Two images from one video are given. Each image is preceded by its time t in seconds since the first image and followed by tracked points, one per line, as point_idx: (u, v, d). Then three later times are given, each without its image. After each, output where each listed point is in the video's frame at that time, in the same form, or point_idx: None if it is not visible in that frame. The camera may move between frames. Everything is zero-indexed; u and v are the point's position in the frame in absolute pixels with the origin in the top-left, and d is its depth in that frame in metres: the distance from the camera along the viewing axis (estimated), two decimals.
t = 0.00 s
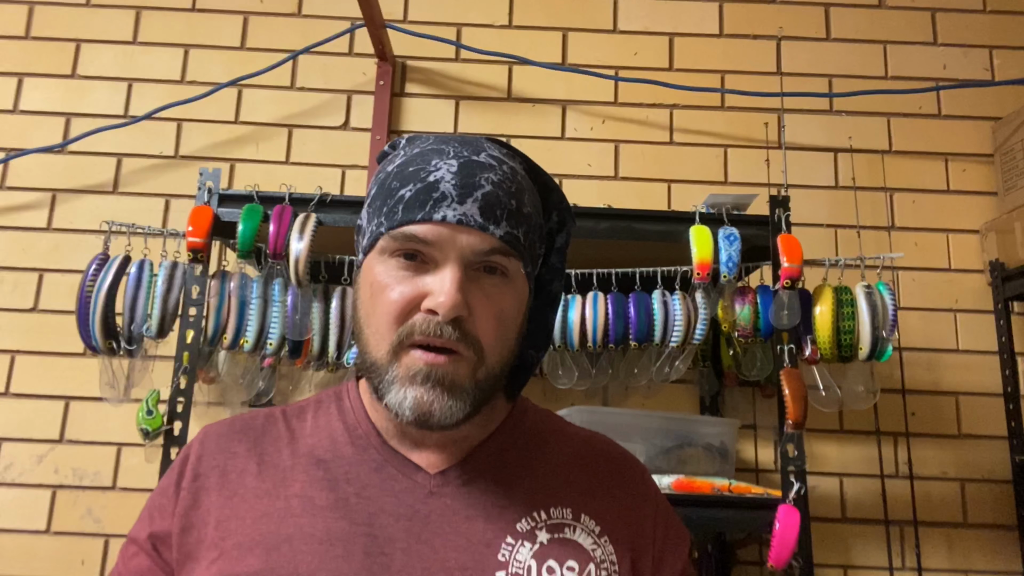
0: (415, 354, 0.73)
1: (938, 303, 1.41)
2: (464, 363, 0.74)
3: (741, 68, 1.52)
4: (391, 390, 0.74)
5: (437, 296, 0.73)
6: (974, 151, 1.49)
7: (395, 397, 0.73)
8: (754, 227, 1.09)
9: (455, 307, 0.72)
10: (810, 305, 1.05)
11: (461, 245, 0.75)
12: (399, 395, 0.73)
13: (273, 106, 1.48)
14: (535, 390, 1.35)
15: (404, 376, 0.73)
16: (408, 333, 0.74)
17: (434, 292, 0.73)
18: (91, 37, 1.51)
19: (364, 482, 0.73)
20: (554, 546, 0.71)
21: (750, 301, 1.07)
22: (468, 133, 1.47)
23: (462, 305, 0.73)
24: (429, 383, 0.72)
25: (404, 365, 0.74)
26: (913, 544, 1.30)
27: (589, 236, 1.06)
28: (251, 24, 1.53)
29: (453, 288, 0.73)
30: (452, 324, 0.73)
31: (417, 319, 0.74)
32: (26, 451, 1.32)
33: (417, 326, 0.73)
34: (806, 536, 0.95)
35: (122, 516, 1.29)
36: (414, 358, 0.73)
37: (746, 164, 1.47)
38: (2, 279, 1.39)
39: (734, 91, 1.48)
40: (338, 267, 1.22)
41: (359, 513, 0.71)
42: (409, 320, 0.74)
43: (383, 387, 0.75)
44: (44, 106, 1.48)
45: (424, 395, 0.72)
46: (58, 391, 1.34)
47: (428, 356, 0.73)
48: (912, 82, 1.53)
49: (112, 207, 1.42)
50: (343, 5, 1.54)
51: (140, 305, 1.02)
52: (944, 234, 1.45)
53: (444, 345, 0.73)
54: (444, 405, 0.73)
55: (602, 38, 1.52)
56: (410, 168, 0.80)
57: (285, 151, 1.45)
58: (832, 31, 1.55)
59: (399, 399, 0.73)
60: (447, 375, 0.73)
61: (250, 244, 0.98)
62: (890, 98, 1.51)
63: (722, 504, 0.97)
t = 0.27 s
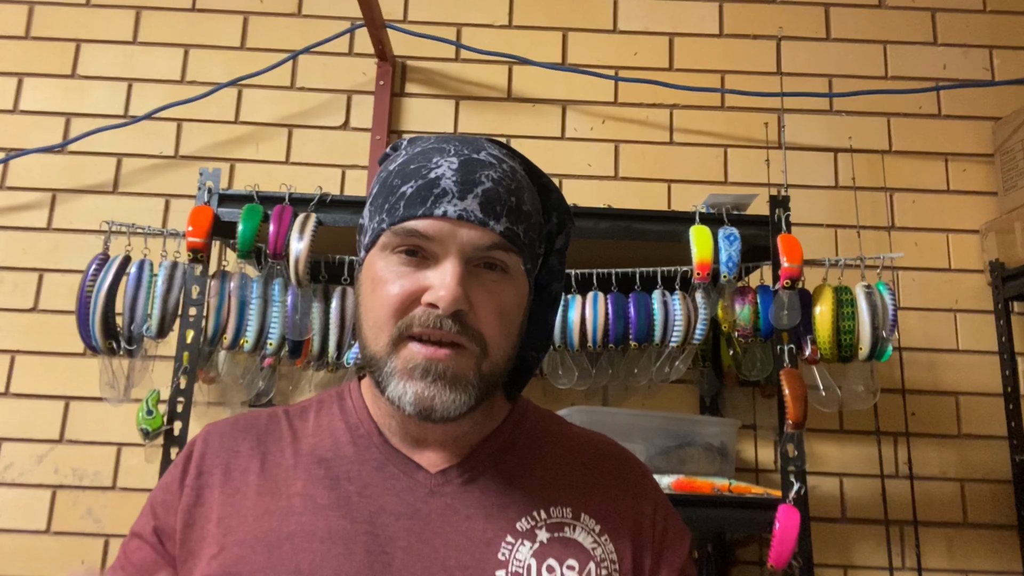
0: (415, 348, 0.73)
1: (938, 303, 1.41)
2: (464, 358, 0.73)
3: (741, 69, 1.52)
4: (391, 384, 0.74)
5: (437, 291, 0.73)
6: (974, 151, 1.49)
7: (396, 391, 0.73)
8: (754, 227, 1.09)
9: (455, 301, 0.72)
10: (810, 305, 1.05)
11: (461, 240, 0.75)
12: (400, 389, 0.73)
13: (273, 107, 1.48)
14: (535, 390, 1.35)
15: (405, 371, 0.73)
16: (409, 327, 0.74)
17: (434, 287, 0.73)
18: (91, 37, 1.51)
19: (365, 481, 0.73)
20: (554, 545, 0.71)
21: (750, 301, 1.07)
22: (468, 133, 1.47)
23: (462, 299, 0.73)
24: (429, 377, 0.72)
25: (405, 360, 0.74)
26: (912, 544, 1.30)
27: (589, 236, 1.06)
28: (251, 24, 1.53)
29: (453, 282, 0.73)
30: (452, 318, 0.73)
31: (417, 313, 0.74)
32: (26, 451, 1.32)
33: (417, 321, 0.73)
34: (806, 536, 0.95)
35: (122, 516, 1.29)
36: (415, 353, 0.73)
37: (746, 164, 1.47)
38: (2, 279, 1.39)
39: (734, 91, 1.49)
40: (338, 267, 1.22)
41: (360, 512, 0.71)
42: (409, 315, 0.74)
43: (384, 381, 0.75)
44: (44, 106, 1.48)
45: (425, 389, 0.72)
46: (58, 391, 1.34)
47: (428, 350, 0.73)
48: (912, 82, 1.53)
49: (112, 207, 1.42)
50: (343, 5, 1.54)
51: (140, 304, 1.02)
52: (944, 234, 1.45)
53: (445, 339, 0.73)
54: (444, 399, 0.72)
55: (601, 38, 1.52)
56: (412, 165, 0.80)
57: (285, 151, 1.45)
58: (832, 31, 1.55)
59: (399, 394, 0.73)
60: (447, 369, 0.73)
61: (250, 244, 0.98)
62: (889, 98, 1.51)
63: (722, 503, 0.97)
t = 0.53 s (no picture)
0: (411, 348, 0.73)
1: (938, 303, 1.41)
2: (460, 358, 0.73)
3: (741, 68, 1.52)
4: (388, 384, 0.74)
5: (433, 292, 0.73)
6: (974, 151, 1.49)
7: (392, 391, 0.73)
8: (754, 227, 1.09)
9: (450, 302, 0.72)
10: (810, 305, 1.05)
11: (457, 241, 0.75)
12: (395, 390, 0.73)
13: (272, 106, 1.48)
14: (535, 390, 1.35)
15: (401, 371, 0.73)
16: (405, 328, 0.74)
17: (431, 288, 0.73)
18: (91, 37, 1.51)
19: (364, 480, 0.73)
20: (551, 544, 0.71)
21: (750, 301, 1.07)
22: (468, 133, 1.47)
23: (457, 300, 0.73)
24: (426, 376, 0.72)
25: (401, 360, 0.74)
26: (912, 544, 1.30)
27: (589, 235, 1.06)
28: (251, 24, 1.53)
29: (449, 283, 0.73)
30: (448, 319, 0.73)
31: (414, 314, 0.74)
32: (26, 451, 1.32)
33: (413, 321, 0.73)
34: (806, 536, 0.95)
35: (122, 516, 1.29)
36: (410, 353, 0.73)
37: (746, 164, 1.47)
38: (2, 279, 1.39)
39: (734, 91, 1.49)
40: (338, 267, 1.22)
41: (358, 511, 0.71)
42: (406, 316, 0.74)
43: (381, 382, 0.75)
44: (44, 106, 1.48)
45: (420, 390, 0.72)
46: (58, 391, 1.34)
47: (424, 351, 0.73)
48: (912, 83, 1.53)
49: (112, 207, 1.42)
50: (343, 5, 1.54)
51: (140, 304, 1.02)
52: (944, 234, 1.45)
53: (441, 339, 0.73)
54: (439, 400, 0.72)
55: (601, 38, 1.52)
56: (410, 167, 0.81)
57: (285, 151, 1.45)
58: (832, 31, 1.55)
59: (395, 394, 0.73)
60: (443, 369, 0.72)
61: (250, 244, 0.98)
62: (889, 98, 1.51)
63: (721, 503, 0.98)
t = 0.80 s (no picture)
0: (427, 358, 0.73)
1: (938, 303, 1.41)
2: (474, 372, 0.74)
3: (741, 68, 1.52)
4: (399, 390, 0.74)
5: (456, 307, 0.73)
6: (974, 151, 1.49)
7: (402, 398, 0.73)
8: (755, 227, 1.09)
9: (473, 319, 0.72)
10: (809, 305, 1.05)
11: (485, 258, 0.76)
12: (406, 396, 0.73)
13: (272, 106, 1.48)
14: (535, 390, 1.35)
15: (413, 379, 0.73)
16: (422, 337, 0.74)
17: (453, 301, 0.73)
18: (91, 37, 1.51)
19: (358, 479, 0.73)
20: (545, 542, 0.71)
21: (750, 301, 1.08)
22: (468, 133, 1.47)
23: (479, 317, 0.73)
24: (439, 388, 0.72)
25: (414, 368, 0.74)
26: (912, 544, 1.30)
27: (589, 236, 1.06)
28: (251, 24, 1.53)
29: (472, 300, 0.73)
30: (467, 333, 0.73)
31: (433, 324, 0.73)
32: (26, 451, 1.32)
33: (431, 332, 0.73)
34: (806, 536, 0.95)
35: (121, 516, 1.29)
36: (425, 362, 0.73)
37: (746, 164, 1.47)
38: (1, 279, 1.39)
39: (734, 91, 1.48)
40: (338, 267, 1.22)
41: (353, 510, 0.71)
42: (424, 325, 0.74)
43: (391, 386, 0.75)
44: (45, 106, 1.48)
45: (432, 400, 0.72)
46: (58, 390, 1.34)
47: (439, 361, 0.73)
48: (913, 83, 1.53)
49: (111, 207, 1.42)
50: (343, 5, 1.54)
51: (140, 304, 1.02)
52: (944, 234, 1.45)
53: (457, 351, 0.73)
54: (450, 412, 0.73)
55: (601, 38, 1.52)
56: (443, 174, 0.80)
57: (285, 151, 1.45)
58: (832, 31, 1.55)
59: (405, 401, 0.73)
60: (457, 381, 0.73)
61: (250, 244, 0.98)
62: (890, 98, 1.51)
63: (721, 503, 0.97)
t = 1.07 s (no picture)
0: (429, 356, 0.73)
1: (938, 303, 1.41)
2: (476, 370, 0.74)
3: (741, 68, 1.52)
4: (401, 389, 0.74)
5: (457, 303, 0.73)
6: (974, 151, 1.49)
7: (405, 396, 0.73)
8: (755, 227, 1.09)
9: (474, 315, 0.72)
10: (809, 305, 1.05)
11: (487, 255, 0.76)
12: (409, 395, 0.73)
13: (273, 106, 1.48)
14: (535, 391, 1.35)
15: (416, 377, 0.73)
16: (424, 335, 0.74)
17: (455, 298, 0.73)
18: (91, 37, 1.51)
19: (358, 480, 0.73)
20: (545, 545, 0.71)
21: (750, 301, 1.08)
22: (468, 133, 1.47)
23: (481, 313, 0.73)
24: (441, 387, 0.72)
25: (417, 366, 0.74)
26: (912, 544, 1.30)
27: (590, 236, 1.06)
28: (251, 24, 1.53)
29: (474, 297, 0.73)
30: (470, 331, 0.73)
31: (435, 322, 0.73)
32: (26, 451, 1.32)
33: (434, 329, 0.73)
34: (806, 536, 0.95)
35: (122, 516, 1.29)
36: (427, 360, 0.73)
37: (746, 164, 1.47)
38: (2, 279, 1.39)
39: (734, 91, 1.48)
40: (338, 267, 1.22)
41: (353, 510, 0.71)
42: (426, 323, 0.74)
43: (393, 385, 0.74)
44: (45, 106, 1.48)
45: (435, 398, 0.72)
46: (58, 391, 1.34)
47: (442, 359, 0.73)
48: (912, 83, 1.53)
49: (111, 207, 1.42)
50: (343, 5, 1.54)
51: (140, 304, 1.02)
52: (944, 234, 1.45)
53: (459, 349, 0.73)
54: (452, 410, 0.73)
55: (601, 38, 1.52)
56: (444, 172, 0.80)
57: (285, 151, 1.45)
58: (832, 31, 1.55)
59: (408, 399, 0.73)
60: (459, 380, 0.73)
61: (250, 244, 0.98)
62: (890, 98, 1.51)
63: (722, 503, 0.97)
